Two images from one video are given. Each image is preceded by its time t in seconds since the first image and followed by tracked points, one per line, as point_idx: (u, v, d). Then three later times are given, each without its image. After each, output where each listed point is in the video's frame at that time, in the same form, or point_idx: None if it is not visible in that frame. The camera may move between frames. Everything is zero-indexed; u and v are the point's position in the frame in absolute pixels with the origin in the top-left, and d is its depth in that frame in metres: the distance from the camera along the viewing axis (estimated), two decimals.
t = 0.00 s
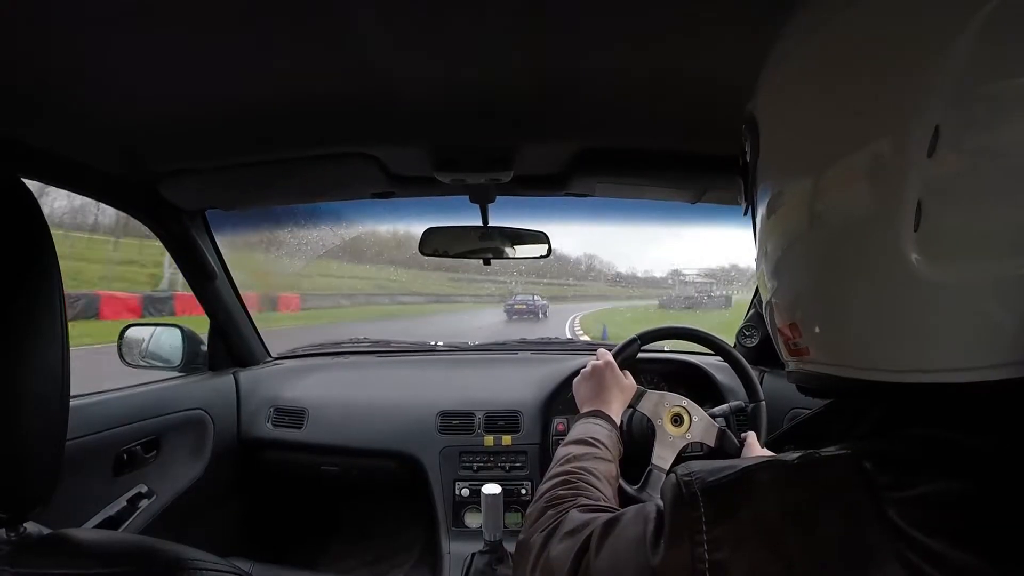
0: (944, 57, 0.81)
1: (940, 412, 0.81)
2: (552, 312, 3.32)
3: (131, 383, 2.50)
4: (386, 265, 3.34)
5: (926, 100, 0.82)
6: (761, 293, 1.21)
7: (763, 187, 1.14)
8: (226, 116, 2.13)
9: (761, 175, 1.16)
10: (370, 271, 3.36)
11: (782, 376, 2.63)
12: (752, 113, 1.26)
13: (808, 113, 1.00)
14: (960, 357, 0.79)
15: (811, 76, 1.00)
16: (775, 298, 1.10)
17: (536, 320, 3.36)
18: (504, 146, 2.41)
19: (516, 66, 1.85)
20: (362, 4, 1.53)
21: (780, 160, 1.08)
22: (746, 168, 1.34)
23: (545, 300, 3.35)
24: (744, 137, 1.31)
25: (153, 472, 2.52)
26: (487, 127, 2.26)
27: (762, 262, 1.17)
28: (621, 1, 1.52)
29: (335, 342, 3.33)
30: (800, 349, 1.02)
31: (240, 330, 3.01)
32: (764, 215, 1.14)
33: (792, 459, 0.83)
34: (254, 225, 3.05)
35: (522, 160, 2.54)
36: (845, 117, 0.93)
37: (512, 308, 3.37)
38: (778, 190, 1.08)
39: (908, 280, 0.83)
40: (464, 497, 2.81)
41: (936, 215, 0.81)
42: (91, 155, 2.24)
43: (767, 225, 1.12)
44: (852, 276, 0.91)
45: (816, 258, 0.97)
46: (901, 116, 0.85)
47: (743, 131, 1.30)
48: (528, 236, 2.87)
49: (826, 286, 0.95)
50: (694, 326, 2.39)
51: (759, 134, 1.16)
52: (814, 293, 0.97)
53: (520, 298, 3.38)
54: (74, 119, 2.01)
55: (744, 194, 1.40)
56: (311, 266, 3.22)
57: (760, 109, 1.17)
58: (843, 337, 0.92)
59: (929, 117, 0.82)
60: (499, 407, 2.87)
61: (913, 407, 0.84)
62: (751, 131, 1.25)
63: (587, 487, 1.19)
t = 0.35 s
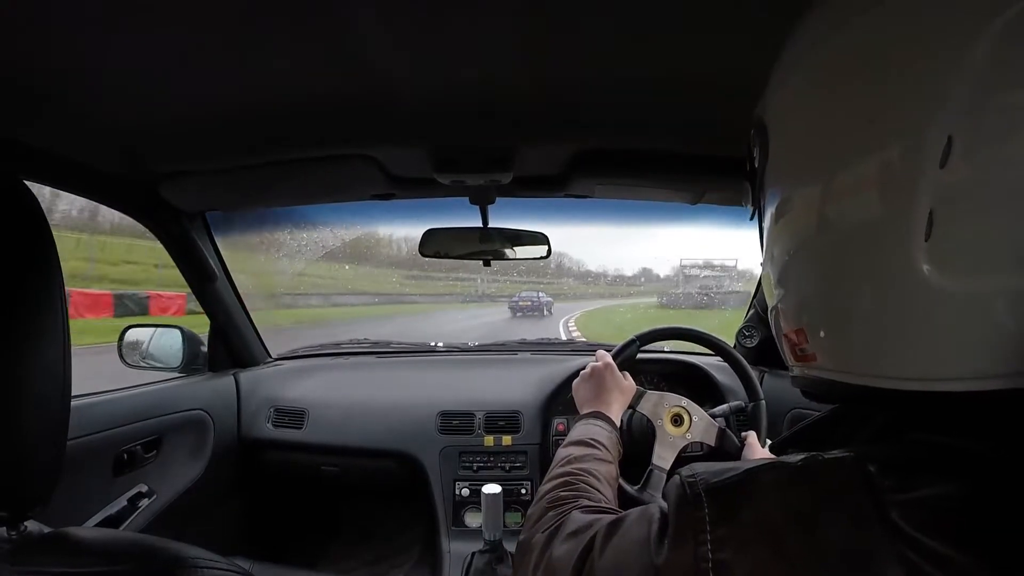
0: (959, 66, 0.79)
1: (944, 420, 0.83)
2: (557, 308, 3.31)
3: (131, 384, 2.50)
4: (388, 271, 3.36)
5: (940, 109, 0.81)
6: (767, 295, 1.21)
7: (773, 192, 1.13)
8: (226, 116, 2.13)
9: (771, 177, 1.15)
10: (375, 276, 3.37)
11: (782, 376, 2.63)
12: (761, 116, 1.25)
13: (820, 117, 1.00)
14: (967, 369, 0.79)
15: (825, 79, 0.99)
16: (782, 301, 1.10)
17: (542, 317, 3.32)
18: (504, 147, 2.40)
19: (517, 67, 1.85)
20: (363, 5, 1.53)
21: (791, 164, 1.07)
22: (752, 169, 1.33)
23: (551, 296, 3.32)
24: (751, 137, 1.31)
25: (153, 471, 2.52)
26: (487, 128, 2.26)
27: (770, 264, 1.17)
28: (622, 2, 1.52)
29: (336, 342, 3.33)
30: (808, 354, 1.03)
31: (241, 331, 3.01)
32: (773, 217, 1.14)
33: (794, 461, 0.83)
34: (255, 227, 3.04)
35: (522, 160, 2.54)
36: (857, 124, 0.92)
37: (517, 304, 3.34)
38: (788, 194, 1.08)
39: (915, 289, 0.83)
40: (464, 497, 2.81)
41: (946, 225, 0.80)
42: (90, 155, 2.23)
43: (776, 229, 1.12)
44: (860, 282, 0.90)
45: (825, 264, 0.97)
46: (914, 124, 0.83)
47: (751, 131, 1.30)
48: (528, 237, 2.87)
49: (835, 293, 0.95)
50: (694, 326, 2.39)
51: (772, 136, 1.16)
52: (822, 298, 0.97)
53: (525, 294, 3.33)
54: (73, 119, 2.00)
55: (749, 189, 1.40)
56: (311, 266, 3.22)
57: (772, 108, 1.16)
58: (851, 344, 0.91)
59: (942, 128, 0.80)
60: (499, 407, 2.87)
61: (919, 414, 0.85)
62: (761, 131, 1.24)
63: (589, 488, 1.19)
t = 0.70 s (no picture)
0: (976, 56, 0.82)
1: (946, 412, 0.82)
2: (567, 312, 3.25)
3: (128, 384, 2.49)
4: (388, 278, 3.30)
5: (957, 95, 0.82)
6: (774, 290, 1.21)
7: (785, 194, 1.15)
8: (227, 116, 2.13)
9: (785, 176, 1.16)
10: (375, 281, 3.32)
11: (782, 377, 2.64)
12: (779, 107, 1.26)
13: (836, 106, 1.00)
14: (973, 351, 0.80)
15: (841, 69, 1.00)
16: (791, 292, 1.10)
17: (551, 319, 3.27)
18: (505, 148, 2.41)
19: (518, 68, 1.85)
20: (367, 6, 1.53)
21: (804, 157, 1.08)
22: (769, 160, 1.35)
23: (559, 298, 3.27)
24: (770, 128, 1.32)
25: (153, 472, 2.51)
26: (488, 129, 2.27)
27: (779, 258, 1.17)
28: (623, 3, 1.53)
29: (335, 343, 3.33)
30: (811, 341, 1.03)
31: (242, 332, 3.03)
32: (787, 217, 1.14)
33: (802, 460, 0.85)
34: (255, 225, 3.04)
35: (522, 162, 2.55)
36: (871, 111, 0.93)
37: (527, 307, 3.29)
38: (801, 186, 1.08)
39: (925, 272, 0.84)
40: (464, 498, 2.82)
41: (960, 208, 0.82)
42: (90, 155, 2.23)
43: (788, 229, 1.12)
44: (871, 267, 0.91)
45: (836, 250, 0.97)
46: (931, 110, 0.85)
47: (770, 122, 1.31)
48: (528, 237, 2.87)
49: (844, 278, 0.95)
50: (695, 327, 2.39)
51: (788, 129, 1.16)
52: (831, 285, 0.97)
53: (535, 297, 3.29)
54: (73, 119, 2.00)
55: (764, 184, 1.41)
56: (310, 268, 3.20)
57: (791, 103, 1.17)
58: (858, 327, 0.92)
59: (958, 114, 0.82)
60: (498, 408, 2.87)
61: (916, 407, 0.85)
62: (777, 124, 1.24)
63: (592, 476, 1.19)
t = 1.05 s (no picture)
0: (984, 46, 0.81)
1: (941, 410, 0.80)
2: (574, 315, 3.23)
3: (128, 382, 2.49)
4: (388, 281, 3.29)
5: (964, 84, 0.82)
6: (776, 287, 1.22)
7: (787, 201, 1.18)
8: (226, 115, 2.12)
9: (791, 173, 1.17)
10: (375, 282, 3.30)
11: (782, 377, 2.64)
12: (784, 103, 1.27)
13: (843, 106, 1.01)
14: (971, 339, 0.77)
15: (850, 68, 1.01)
16: (791, 288, 1.11)
17: (557, 321, 3.26)
18: (505, 147, 2.41)
19: (519, 68, 1.85)
20: (366, 5, 1.53)
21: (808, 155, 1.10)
22: (774, 152, 1.34)
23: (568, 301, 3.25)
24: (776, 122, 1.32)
25: (153, 471, 2.51)
26: (488, 128, 2.26)
27: (782, 255, 1.18)
28: (623, 3, 1.52)
29: (336, 342, 3.33)
30: (814, 334, 1.03)
31: (242, 330, 3.03)
32: (787, 222, 1.17)
33: (802, 458, 0.85)
34: (255, 226, 3.04)
35: (522, 161, 2.54)
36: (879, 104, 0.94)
37: (533, 309, 3.28)
38: (807, 184, 1.10)
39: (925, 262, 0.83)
40: (464, 496, 2.82)
41: (962, 195, 0.80)
42: (89, 155, 2.23)
43: (790, 232, 1.15)
44: (873, 261, 0.92)
45: (838, 245, 0.98)
46: (937, 101, 0.84)
47: (776, 117, 1.32)
48: (528, 237, 2.87)
49: (850, 267, 0.95)
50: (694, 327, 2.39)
51: (795, 128, 1.17)
52: (833, 278, 0.99)
53: (541, 299, 3.28)
54: (72, 119, 2.00)
55: (769, 177, 1.40)
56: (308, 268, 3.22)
57: (798, 104, 1.18)
58: (854, 318, 0.92)
59: (963, 102, 0.81)
60: (498, 406, 2.87)
61: (913, 405, 0.84)
62: (784, 123, 1.26)
63: (591, 475, 1.19)
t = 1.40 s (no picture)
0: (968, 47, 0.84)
1: (936, 412, 0.81)
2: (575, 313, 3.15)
3: (129, 382, 2.50)
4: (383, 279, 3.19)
5: (950, 84, 0.84)
6: (769, 290, 1.21)
7: (776, 200, 1.18)
8: (228, 115, 2.13)
9: (780, 174, 1.17)
10: (370, 280, 3.21)
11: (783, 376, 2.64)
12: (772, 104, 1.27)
13: (832, 106, 1.02)
14: (966, 335, 0.78)
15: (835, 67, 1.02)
16: (782, 291, 1.10)
17: (558, 321, 3.18)
18: (505, 147, 2.41)
19: (519, 68, 1.85)
20: (367, 6, 1.53)
21: (796, 157, 1.09)
22: (763, 157, 1.34)
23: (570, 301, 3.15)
24: (764, 127, 1.31)
25: (154, 470, 2.51)
26: (488, 128, 2.26)
27: (773, 258, 1.17)
28: (623, 4, 1.52)
29: (336, 342, 3.32)
30: (808, 337, 1.01)
31: (242, 330, 3.04)
32: (780, 219, 1.16)
33: (799, 458, 0.84)
34: (256, 225, 3.03)
35: (523, 161, 2.54)
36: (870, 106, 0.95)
37: (534, 307, 3.18)
38: (795, 183, 1.09)
39: (919, 259, 0.84)
40: (464, 495, 2.83)
41: (954, 193, 0.82)
42: (89, 154, 2.23)
43: (780, 230, 1.15)
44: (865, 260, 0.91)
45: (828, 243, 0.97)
46: (927, 100, 0.87)
47: (765, 121, 1.31)
48: (528, 237, 2.87)
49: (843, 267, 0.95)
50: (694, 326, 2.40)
51: (783, 129, 1.17)
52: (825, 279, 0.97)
53: (544, 298, 3.17)
54: (73, 118, 2.00)
55: (759, 181, 1.39)
56: (307, 270, 3.16)
57: (784, 106, 1.18)
58: (850, 318, 0.92)
59: (951, 100, 0.84)
60: (499, 406, 2.87)
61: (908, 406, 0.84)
62: (771, 125, 1.25)
63: (590, 476, 1.20)
